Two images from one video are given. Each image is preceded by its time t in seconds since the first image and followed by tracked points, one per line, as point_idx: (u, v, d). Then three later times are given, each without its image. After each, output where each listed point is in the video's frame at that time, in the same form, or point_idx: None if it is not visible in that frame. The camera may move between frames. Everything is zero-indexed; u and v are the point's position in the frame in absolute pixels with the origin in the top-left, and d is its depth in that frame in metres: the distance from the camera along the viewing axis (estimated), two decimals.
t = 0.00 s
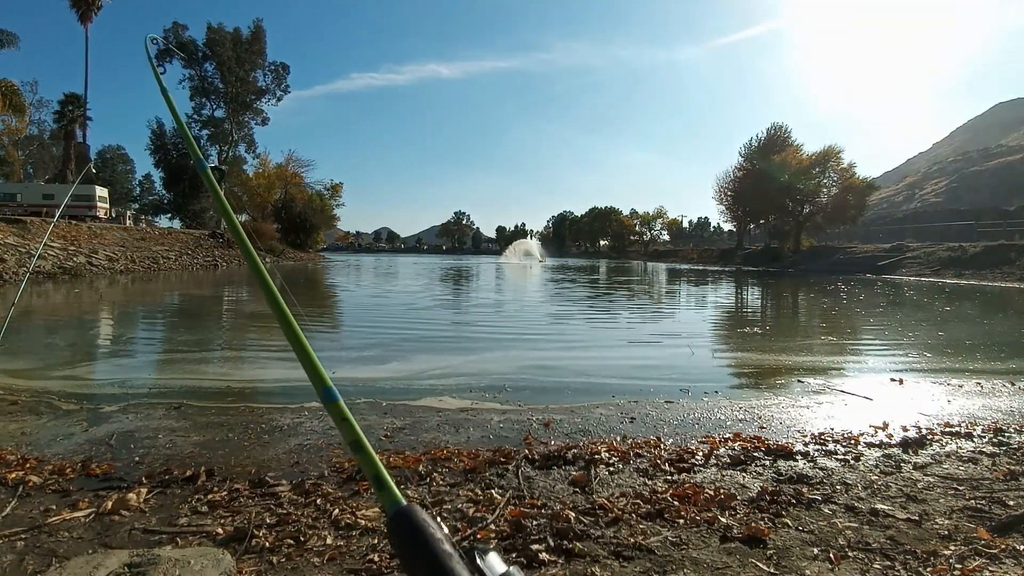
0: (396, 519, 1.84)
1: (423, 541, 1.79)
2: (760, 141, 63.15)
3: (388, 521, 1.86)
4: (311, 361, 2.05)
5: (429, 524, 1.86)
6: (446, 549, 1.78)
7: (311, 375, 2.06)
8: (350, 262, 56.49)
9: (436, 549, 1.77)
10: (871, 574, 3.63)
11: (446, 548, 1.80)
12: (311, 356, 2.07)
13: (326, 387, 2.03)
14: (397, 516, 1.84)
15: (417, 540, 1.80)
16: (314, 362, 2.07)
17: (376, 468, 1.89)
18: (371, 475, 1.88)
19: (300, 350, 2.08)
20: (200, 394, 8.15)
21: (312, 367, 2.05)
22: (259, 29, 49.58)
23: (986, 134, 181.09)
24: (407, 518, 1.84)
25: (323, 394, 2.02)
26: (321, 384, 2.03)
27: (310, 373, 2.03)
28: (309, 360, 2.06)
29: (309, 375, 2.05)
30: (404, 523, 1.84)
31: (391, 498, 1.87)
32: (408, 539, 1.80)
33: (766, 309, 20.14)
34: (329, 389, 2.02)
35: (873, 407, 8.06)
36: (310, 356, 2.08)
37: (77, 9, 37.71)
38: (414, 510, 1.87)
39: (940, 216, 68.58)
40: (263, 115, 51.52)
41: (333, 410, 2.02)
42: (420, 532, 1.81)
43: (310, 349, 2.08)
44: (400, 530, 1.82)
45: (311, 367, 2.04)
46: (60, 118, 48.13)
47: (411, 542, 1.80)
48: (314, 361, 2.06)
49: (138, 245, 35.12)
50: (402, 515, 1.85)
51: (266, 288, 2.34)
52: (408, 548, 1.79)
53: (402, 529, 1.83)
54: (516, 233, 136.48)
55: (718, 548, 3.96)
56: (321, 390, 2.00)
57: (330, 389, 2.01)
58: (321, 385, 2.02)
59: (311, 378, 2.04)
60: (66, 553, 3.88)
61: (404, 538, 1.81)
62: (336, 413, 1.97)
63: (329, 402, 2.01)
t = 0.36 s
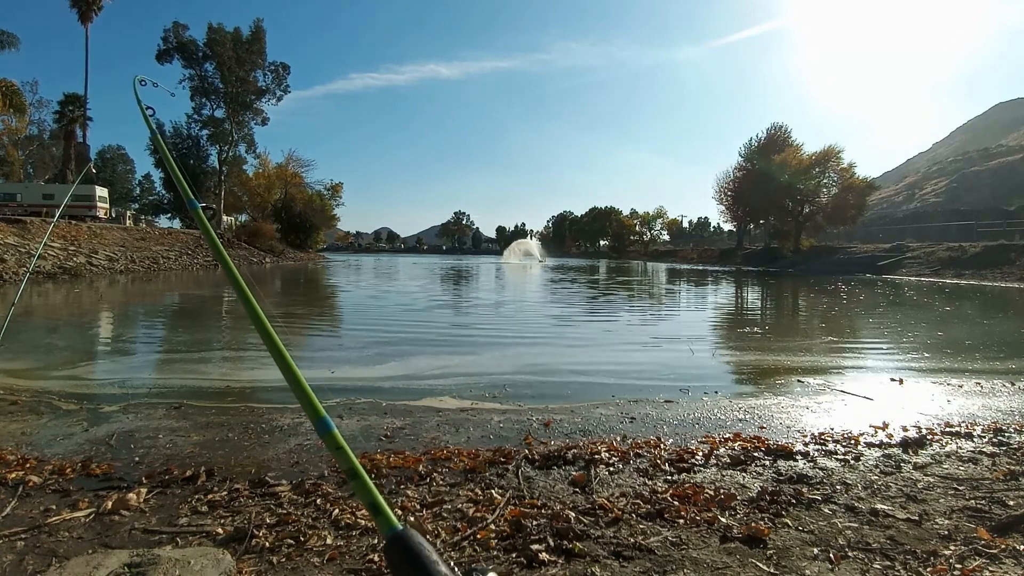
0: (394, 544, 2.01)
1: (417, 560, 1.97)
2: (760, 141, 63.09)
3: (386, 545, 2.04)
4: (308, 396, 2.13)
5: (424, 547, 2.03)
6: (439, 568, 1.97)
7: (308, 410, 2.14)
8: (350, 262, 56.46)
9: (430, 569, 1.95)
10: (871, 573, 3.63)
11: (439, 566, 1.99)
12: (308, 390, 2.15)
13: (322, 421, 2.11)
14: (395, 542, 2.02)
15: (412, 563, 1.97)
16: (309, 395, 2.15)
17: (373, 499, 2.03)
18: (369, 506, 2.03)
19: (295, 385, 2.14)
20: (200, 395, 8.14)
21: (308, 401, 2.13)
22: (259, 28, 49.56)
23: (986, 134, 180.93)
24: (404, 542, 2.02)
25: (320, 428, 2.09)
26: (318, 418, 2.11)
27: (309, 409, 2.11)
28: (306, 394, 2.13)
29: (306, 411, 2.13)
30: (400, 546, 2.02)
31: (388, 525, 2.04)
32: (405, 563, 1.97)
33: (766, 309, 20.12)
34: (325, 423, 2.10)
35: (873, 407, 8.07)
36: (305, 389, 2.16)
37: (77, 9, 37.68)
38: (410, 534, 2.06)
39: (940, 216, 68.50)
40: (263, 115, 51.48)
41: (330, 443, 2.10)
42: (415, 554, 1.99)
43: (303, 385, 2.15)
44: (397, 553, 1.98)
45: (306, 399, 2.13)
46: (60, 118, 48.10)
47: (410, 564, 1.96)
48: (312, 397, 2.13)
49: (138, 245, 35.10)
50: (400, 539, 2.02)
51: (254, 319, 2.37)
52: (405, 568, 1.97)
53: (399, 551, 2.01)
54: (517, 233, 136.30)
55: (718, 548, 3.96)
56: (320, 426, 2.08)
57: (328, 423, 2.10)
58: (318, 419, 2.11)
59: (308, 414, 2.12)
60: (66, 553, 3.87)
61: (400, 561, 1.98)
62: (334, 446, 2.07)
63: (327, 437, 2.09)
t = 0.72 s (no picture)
0: (376, 544, 1.87)
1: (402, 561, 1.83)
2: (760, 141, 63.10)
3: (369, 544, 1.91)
4: (289, 395, 2.06)
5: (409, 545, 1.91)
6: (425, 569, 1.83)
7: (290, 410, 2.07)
8: (350, 262, 56.51)
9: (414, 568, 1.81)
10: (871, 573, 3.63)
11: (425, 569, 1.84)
12: (290, 389, 2.07)
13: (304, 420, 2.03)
14: (377, 542, 1.88)
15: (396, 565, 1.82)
16: (292, 395, 2.08)
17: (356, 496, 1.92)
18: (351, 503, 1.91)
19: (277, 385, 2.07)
20: (200, 394, 8.14)
21: (290, 401, 2.06)
22: (259, 28, 49.56)
23: (986, 134, 181.06)
24: (387, 541, 1.88)
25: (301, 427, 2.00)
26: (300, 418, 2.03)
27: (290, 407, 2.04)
28: (288, 393, 2.06)
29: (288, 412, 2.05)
30: (384, 547, 1.88)
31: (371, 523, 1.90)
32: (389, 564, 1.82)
33: (766, 309, 20.13)
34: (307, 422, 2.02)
35: (873, 407, 8.06)
36: (287, 389, 2.08)
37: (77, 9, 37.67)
38: (394, 531, 1.93)
39: (940, 216, 68.54)
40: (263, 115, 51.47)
41: (312, 441, 2.01)
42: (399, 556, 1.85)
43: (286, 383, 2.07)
44: (378, 551, 1.85)
45: (288, 399, 2.05)
46: (60, 118, 48.08)
47: (391, 562, 1.84)
48: (294, 396, 2.06)
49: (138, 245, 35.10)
50: (383, 538, 1.89)
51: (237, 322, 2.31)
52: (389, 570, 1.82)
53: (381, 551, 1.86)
54: (517, 233, 136.38)
55: (718, 548, 3.96)
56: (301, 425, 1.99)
57: (309, 421, 2.01)
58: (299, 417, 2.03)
59: (291, 413, 2.04)
60: (66, 552, 3.87)
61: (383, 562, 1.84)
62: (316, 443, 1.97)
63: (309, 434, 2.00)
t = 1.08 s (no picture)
0: (351, 529, 1.84)
1: (377, 548, 1.80)
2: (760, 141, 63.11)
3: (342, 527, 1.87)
4: (267, 380, 1.99)
5: (383, 532, 1.87)
6: (399, 556, 1.80)
7: (269, 395, 2.01)
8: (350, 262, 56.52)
9: (385, 555, 1.79)
10: (871, 573, 3.63)
11: (398, 555, 1.82)
12: (269, 373, 2.01)
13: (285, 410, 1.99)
14: (352, 526, 1.84)
15: (370, 551, 1.80)
16: (269, 376, 2.02)
17: (331, 482, 1.88)
18: (327, 488, 1.86)
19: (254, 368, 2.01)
20: (200, 394, 8.15)
21: (269, 385, 1.99)
22: (259, 28, 49.55)
23: (986, 134, 181.05)
24: (361, 528, 1.85)
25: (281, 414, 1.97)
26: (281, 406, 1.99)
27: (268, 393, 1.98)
28: (266, 377, 1.99)
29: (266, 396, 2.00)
30: (357, 531, 1.85)
31: (345, 508, 1.87)
32: (363, 548, 1.80)
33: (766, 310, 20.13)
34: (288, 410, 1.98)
35: (873, 407, 8.07)
36: (265, 370, 2.02)
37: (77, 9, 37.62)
38: (367, 517, 1.89)
39: (940, 216, 68.54)
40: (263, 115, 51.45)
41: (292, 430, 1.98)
42: (374, 540, 1.82)
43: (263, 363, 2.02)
44: (352, 537, 1.82)
45: (265, 379, 1.99)
46: (60, 118, 48.07)
47: (364, 548, 1.81)
48: (274, 381, 2.00)
49: (138, 245, 35.09)
50: (357, 525, 1.85)
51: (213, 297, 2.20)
52: (363, 557, 1.80)
53: (356, 536, 1.83)
54: (517, 233, 136.41)
55: (718, 548, 3.96)
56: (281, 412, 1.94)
57: (289, 410, 1.97)
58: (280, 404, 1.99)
59: (269, 397, 1.98)
60: (66, 553, 3.87)
61: (357, 548, 1.82)
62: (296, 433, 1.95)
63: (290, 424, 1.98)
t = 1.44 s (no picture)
0: (356, 521, 1.43)
1: (385, 540, 1.39)
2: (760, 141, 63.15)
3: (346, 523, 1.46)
4: (268, 360, 1.73)
5: (395, 527, 1.44)
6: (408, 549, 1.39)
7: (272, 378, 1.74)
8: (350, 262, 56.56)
9: (396, 554, 1.36)
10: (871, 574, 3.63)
11: (411, 550, 1.40)
12: (272, 354, 1.75)
13: (287, 392, 1.70)
14: (357, 516, 1.43)
15: (380, 548, 1.38)
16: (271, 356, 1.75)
17: (335, 468, 1.53)
18: (330, 475, 1.51)
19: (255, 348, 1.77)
20: (199, 394, 8.15)
21: (272, 368, 1.72)
22: (259, 28, 49.54)
23: (986, 134, 181.05)
24: (367, 519, 1.43)
25: (284, 399, 1.67)
26: (283, 389, 1.70)
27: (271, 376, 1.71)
28: (268, 360, 1.73)
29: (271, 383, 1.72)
30: (363, 525, 1.43)
31: (350, 497, 1.47)
32: (371, 542, 1.39)
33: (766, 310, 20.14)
34: (291, 394, 1.69)
35: (873, 407, 8.07)
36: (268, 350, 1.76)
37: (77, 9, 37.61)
38: (375, 508, 1.46)
39: (940, 216, 68.58)
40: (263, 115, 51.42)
41: (296, 418, 1.68)
42: (384, 534, 1.41)
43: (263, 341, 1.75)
44: (357, 529, 1.41)
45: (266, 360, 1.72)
46: (60, 118, 48.07)
47: (372, 541, 1.39)
48: (277, 362, 1.74)
49: (138, 245, 35.10)
50: (362, 514, 1.44)
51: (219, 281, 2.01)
52: (371, 557, 1.38)
53: (362, 530, 1.42)
54: (517, 234, 136.53)
55: (718, 548, 3.96)
56: (282, 395, 1.66)
57: (292, 391, 1.68)
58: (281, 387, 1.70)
59: (273, 386, 1.71)
60: (66, 552, 3.87)
61: (364, 545, 1.40)
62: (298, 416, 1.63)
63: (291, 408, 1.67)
